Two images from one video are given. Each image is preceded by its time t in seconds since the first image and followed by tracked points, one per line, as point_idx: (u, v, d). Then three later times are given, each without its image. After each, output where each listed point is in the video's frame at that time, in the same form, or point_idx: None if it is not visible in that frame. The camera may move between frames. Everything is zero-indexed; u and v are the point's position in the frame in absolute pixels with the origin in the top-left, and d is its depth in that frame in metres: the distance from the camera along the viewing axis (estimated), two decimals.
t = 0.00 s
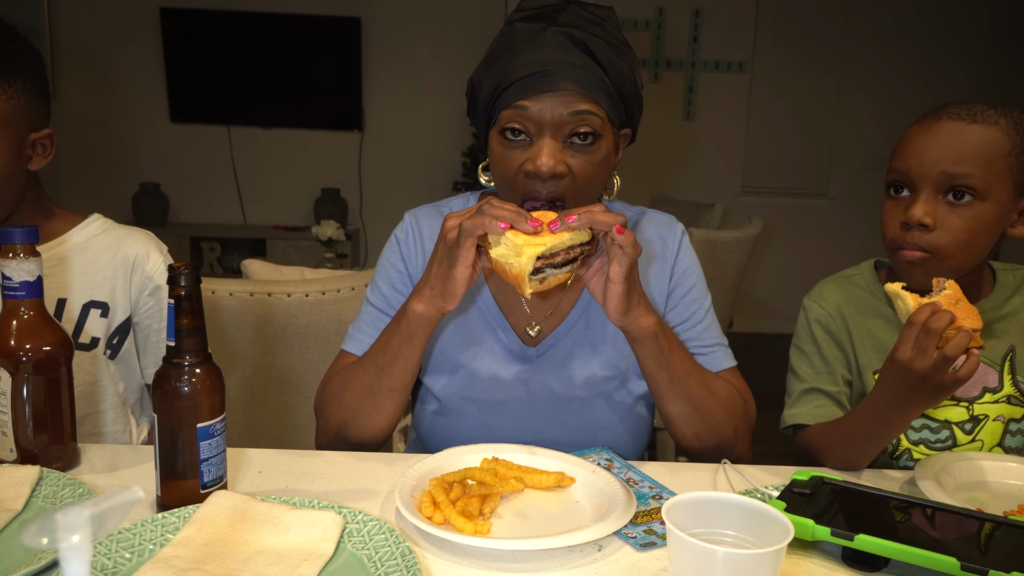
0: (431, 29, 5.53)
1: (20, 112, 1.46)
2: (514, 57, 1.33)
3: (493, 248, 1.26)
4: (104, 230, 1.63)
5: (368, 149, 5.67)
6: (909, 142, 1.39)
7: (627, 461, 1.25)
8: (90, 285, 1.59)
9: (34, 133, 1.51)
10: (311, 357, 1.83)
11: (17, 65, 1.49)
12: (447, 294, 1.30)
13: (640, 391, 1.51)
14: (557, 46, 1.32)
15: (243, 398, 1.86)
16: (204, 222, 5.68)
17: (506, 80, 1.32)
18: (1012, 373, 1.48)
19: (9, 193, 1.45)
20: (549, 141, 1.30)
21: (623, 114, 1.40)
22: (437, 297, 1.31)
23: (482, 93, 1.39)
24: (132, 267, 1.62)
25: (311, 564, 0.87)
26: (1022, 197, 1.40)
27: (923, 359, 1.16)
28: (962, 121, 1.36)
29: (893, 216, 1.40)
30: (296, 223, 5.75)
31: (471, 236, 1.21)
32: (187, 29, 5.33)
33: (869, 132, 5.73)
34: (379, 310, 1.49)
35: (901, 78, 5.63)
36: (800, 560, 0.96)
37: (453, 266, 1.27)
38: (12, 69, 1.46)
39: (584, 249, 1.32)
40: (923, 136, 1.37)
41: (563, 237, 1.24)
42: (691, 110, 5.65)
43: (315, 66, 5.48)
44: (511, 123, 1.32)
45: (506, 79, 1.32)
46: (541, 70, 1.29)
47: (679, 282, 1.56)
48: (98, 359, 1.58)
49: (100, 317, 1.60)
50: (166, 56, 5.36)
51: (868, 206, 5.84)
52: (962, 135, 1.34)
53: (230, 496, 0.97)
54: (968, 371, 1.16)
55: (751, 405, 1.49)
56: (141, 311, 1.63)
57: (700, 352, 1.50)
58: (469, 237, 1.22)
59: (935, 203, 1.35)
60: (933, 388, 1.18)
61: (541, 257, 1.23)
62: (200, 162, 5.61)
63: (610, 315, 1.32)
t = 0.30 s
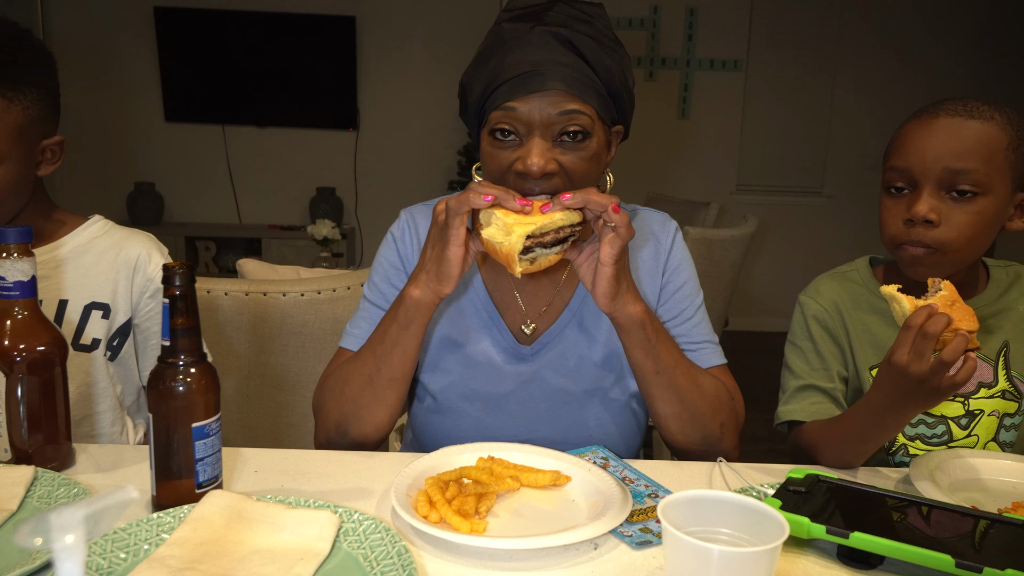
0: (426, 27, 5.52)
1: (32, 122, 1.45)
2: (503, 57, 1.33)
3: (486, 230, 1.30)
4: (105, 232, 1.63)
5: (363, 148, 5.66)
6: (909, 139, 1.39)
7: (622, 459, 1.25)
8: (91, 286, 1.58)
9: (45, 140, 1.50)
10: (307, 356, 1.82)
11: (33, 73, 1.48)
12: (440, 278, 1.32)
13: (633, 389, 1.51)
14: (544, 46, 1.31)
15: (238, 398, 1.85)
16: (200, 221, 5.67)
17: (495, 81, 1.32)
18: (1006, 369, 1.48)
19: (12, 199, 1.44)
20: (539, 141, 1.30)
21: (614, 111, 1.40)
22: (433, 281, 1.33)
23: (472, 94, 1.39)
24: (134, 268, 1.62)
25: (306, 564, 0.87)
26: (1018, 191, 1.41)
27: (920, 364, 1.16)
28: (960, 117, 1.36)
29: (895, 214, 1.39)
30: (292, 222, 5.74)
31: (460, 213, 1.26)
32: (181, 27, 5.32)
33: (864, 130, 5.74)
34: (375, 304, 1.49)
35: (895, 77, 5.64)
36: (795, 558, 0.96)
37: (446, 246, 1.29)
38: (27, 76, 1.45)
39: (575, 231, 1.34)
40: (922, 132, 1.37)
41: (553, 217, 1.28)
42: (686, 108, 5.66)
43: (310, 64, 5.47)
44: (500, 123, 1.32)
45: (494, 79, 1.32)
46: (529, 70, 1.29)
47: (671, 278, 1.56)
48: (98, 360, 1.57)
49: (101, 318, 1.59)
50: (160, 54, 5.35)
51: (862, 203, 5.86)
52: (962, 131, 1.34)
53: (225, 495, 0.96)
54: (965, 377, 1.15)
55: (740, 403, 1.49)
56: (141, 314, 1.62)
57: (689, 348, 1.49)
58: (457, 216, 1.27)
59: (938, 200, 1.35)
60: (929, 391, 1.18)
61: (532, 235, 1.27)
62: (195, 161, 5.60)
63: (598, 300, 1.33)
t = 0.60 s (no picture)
0: (430, 26, 5.52)
1: (54, 124, 1.46)
2: (502, 62, 1.32)
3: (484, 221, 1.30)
4: (119, 231, 1.63)
5: (366, 147, 5.66)
6: (938, 138, 1.38)
7: (625, 460, 1.25)
8: (106, 284, 1.58)
9: (64, 143, 1.51)
10: (310, 355, 1.82)
11: (57, 77, 1.48)
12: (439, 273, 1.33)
13: (633, 389, 1.50)
14: (544, 49, 1.30)
15: (241, 397, 1.85)
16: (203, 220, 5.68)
17: (496, 85, 1.32)
18: (1012, 366, 1.48)
19: (32, 201, 1.45)
20: (540, 146, 1.30)
21: (615, 112, 1.39)
22: (433, 276, 1.34)
23: (474, 96, 1.39)
24: (148, 267, 1.62)
25: (310, 563, 0.87)
26: None
27: (924, 338, 1.16)
28: (986, 116, 1.36)
29: (927, 214, 1.39)
30: (295, 221, 5.75)
31: (456, 205, 1.28)
32: (186, 25, 5.32)
33: (867, 132, 5.73)
34: (378, 302, 1.49)
35: (899, 79, 5.64)
36: (799, 559, 0.96)
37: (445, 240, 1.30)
38: (52, 80, 1.46)
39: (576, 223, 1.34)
40: (951, 131, 1.37)
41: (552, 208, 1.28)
42: (689, 108, 5.65)
43: (314, 63, 5.47)
44: (502, 129, 1.32)
45: (495, 84, 1.32)
46: (529, 76, 1.28)
47: (672, 277, 1.55)
48: (111, 359, 1.56)
49: (115, 317, 1.58)
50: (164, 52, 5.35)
51: (866, 205, 5.85)
52: (990, 131, 1.34)
53: (230, 494, 0.96)
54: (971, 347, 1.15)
55: (739, 404, 1.48)
56: (154, 313, 1.62)
57: (690, 348, 1.49)
58: (456, 208, 1.28)
59: (972, 200, 1.35)
60: (936, 368, 1.18)
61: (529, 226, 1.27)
62: (198, 159, 5.60)
63: (599, 296, 1.34)
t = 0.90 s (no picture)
0: (432, 25, 5.51)
1: (66, 129, 1.46)
2: (505, 64, 1.31)
3: (488, 225, 1.31)
4: (131, 232, 1.63)
5: (368, 145, 5.66)
6: (956, 131, 1.38)
7: (628, 459, 1.25)
8: (117, 285, 1.58)
9: (79, 147, 1.51)
10: (312, 353, 1.82)
11: (73, 82, 1.48)
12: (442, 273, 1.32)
13: (636, 388, 1.50)
14: (548, 52, 1.29)
15: (242, 395, 1.85)
16: (205, 218, 5.68)
17: (498, 87, 1.31)
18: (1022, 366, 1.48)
19: (43, 203, 1.45)
20: (544, 149, 1.30)
21: (619, 114, 1.38)
22: (436, 278, 1.34)
23: (476, 96, 1.38)
24: (159, 269, 1.62)
25: (312, 562, 0.87)
26: None
27: (937, 289, 1.29)
28: (1010, 112, 1.35)
29: (939, 204, 1.40)
30: (297, 219, 5.75)
31: (458, 208, 1.27)
32: (188, 24, 5.33)
33: (870, 131, 5.72)
34: (381, 302, 1.49)
35: (903, 77, 5.62)
36: (803, 560, 0.95)
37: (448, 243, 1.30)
38: (68, 86, 1.46)
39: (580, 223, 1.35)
40: (969, 124, 1.37)
41: (557, 210, 1.29)
42: (692, 107, 5.65)
43: (316, 61, 5.46)
44: (504, 132, 1.31)
45: (497, 87, 1.31)
46: (532, 79, 1.27)
47: (675, 276, 1.55)
48: (119, 360, 1.56)
49: (124, 317, 1.58)
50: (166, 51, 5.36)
51: (868, 204, 5.84)
52: (1009, 124, 1.34)
53: (231, 492, 0.96)
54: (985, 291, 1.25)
55: (742, 404, 1.48)
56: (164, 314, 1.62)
57: (692, 348, 1.48)
58: (458, 210, 1.28)
59: (987, 192, 1.36)
60: (950, 317, 1.29)
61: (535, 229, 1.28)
62: (201, 157, 5.60)
63: (602, 295, 1.33)
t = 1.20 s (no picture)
0: (433, 21, 5.51)
1: (72, 123, 1.46)
2: (512, 64, 1.30)
3: (495, 229, 1.32)
4: (135, 227, 1.63)
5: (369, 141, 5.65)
6: (967, 136, 1.37)
7: (629, 458, 1.25)
8: (119, 279, 1.58)
9: (83, 141, 1.51)
10: (313, 350, 1.82)
11: (80, 77, 1.48)
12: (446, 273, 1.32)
13: (638, 388, 1.50)
14: (556, 52, 1.28)
15: (243, 391, 1.85)
16: (205, 213, 5.67)
17: (505, 87, 1.30)
18: None
19: (47, 197, 1.45)
20: (551, 150, 1.29)
21: (626, 114, 1.37)
22: (441, 278, 1.33)
23: (482, 95, 1.37)
24: (161, 264, 1.62)
25: (313, 559, 0.87)
26: None
27: (948, 279, 1.34)
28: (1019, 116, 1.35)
29: (951, 211, 1.41)
30: (297, 215, 5.74)
31: (465, 210, 1.27)
32: (190, 18, 5.32)
33: (871, 131, 5.72)
34: (386, 300, 1.48)
35: (905, 77, 5.62)
36: (804, 560, 0.95)
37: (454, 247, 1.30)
38: (75, 81, 1.46)
39: (586, 228, 1.37)
40: (979, 129, 1.36)
41: (563, 214, 1.29)
42: (693, 106, 5.65)
43: (317, 56, 5.45)
44: (511, 132, 1.30)
45: (504, 86, 1.30)
46: (539, 80, 1.26)
47: (679, 276, 1.55)
48: (121, 354, 1.56)
49: (126, 312, 1.58)
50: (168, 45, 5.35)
51: (869, 204, 5.84)
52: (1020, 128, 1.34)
53: (232, 488, 0.96)
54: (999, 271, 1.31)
55: (744, 406, 1.48)
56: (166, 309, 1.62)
57: (696, 348, 1.48)
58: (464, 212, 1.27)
59: (1001, 200, 1.36)
60: (964, 302, 1.34)
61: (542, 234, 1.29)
62: (202, 153, 5.59)
63: (607, 298, 1.33)
